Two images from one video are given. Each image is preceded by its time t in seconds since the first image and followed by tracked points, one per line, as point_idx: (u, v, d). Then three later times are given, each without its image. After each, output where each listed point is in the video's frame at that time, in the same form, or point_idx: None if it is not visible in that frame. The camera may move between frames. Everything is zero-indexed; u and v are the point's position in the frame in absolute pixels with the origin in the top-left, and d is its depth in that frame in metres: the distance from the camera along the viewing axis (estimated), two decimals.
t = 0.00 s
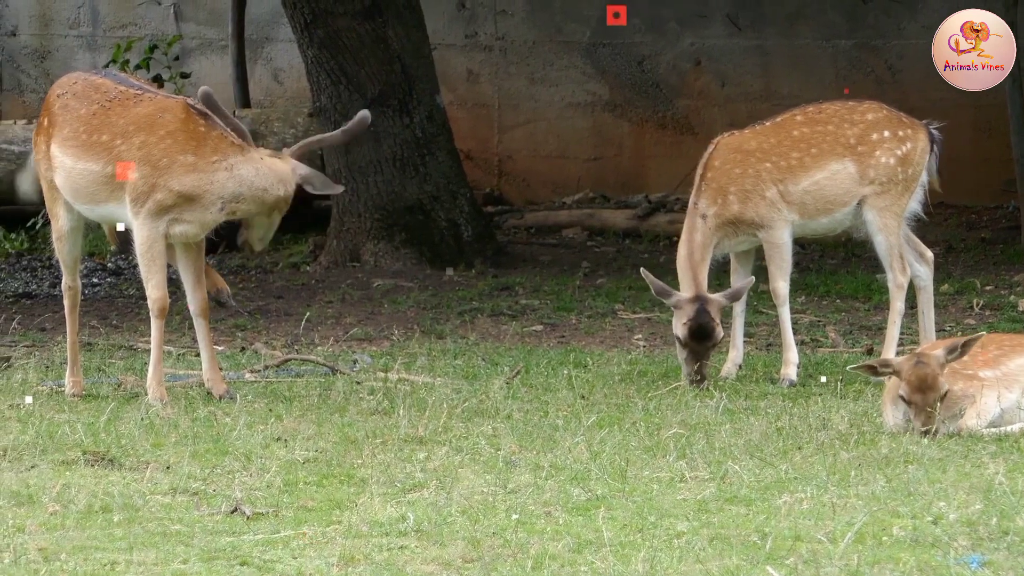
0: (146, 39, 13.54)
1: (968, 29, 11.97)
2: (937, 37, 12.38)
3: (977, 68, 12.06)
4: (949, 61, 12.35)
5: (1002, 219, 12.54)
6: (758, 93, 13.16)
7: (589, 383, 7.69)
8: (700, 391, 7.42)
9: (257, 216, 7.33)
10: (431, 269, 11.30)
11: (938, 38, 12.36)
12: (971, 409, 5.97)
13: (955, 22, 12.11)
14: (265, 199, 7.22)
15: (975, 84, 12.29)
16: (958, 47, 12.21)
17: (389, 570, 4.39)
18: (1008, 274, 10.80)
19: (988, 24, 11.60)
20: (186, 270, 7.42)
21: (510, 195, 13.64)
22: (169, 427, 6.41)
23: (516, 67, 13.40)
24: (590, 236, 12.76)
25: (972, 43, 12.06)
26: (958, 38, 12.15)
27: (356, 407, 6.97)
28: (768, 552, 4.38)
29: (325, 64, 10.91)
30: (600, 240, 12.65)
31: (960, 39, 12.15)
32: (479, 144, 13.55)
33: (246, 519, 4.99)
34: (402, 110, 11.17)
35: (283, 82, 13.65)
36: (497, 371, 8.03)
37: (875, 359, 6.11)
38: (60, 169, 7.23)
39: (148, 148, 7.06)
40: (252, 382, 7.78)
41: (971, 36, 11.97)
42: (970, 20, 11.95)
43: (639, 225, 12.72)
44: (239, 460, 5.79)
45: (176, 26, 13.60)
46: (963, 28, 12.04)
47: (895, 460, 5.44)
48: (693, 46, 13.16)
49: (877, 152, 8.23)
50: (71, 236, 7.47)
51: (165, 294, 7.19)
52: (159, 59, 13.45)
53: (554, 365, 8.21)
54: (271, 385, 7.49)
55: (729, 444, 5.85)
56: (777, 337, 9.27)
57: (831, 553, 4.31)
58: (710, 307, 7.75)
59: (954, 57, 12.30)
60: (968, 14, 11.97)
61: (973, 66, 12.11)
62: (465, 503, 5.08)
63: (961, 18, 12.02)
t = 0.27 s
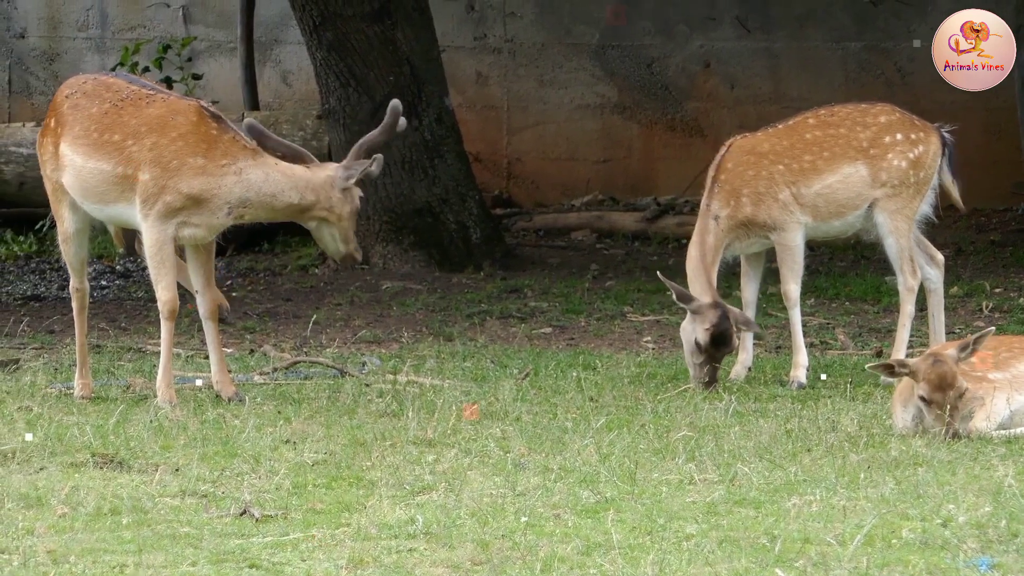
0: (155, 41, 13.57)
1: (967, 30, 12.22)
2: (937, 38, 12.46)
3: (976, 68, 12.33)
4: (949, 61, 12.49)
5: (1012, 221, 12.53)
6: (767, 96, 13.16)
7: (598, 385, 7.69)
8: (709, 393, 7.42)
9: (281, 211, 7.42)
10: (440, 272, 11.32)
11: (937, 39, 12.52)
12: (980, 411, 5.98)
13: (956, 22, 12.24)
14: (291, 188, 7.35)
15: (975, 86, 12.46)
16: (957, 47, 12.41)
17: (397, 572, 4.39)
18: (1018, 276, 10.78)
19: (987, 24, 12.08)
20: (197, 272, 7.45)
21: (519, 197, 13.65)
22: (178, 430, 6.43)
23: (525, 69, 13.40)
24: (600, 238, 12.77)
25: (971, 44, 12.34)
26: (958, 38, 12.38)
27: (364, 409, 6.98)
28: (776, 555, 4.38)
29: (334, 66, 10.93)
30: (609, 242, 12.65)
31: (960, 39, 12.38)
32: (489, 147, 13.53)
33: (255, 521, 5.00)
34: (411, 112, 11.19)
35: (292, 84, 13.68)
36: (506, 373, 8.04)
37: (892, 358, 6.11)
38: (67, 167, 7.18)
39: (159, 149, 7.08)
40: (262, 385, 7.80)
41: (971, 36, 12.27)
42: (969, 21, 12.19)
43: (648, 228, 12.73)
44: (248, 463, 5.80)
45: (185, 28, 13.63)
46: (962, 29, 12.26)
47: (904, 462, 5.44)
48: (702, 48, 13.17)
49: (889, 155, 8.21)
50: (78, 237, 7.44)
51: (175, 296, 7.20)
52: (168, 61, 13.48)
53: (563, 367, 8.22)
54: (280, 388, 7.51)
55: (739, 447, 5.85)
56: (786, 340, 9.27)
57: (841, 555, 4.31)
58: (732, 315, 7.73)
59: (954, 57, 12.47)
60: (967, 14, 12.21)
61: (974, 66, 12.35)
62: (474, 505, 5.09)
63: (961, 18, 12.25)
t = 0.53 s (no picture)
0: (162, 42, 13.60)
1: (967, 30, 12.63)
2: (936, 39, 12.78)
3: (976, 68, 12.68)
4: (949, 61, 12.78)
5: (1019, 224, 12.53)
6: (775, 97, 13.17)
7: (605, 387, 7.69)
8: (716, 396, 7.42)
9: (287, 226, 7.55)
10: (448, 274, 11.33)
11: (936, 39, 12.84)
12: (987, 413, 6.01)
13: (956, 22, 12.60)
14: (303, 204, 7.54)
15: (975, 86, 12.70)
16: (957, 47, 12.78)
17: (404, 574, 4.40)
18: None
19: (987, 24, 12.47)
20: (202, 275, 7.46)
21: (526, 199, 13.62)
22: (185, 432, 6.44)
23: (533, 70, 13.40)
24: (607, 240, 12.77)
25: (970, 44, 12.76)
26: (958, 38, 12.73)
27: (372, 411, 6.99)
28: (783, 557, 4.38)
29: (342, 68, 10.93)
30: (616, 245, 12.66)
31: (960, 39, 12.74)
32: (496, 148, 13.50)
33: (262, 523, 5.01)
34: (418, 114, 11.20)
35: (299, 86, 13.70)
36: (513, 375, 8.04)
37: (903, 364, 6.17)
38: (75, 170, 7.18)
39: (172, 152, 7.09)
40: (269, 387, 7.81)
41: (971, 37, 12.73)
42: (969, 21, 12.57)
43: (655, 230, 12.73)
44: (254, 465, 5.81)
45: (192, 29, 13.65)
46: (962, 29, 12.62)
47: (911, 464, 5.44)
48: (710, 50, 13.17)
49: (899, 157, 8.23)
50: (83, 240, 7.47)
51: (183, 297, 7.20)
52: (175, 62, 13.50)
53: (570, 369, 8.22)
54: (288, 390, 7.52)
55: (746, 449, 5.85)
56: (793, 342, 9.27)
57: (847, 558, 4.31)
58: (737, 313, 7.66)
59: (954, 58, 12.80)
60: (967, 15, 12.56)
61: (974, 66, 12.71)
62: (481, 508, 5.09)
63: (961, 18, 12.60)
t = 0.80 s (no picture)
0: (165, 44, 13.60)
1: (967, 30, 12.96)
2: (936, 38, 12.96)
3: (976, 69, 12.92)
4: (949, 61, 12.94)
5: None
6: (779, 100, 13.16)
7: (609, 390, 7.67)
8: (720, 398, 7.41)
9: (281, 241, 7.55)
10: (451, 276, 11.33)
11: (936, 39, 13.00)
12: (993, 415, 6.05)
13: (956, 22, 12.85)
14: (299, 222, 7.54)
15: (975, 86, 12.84)
16: (956, 48, 12.99)
17: None
18: None
19: (987, 24, 12.89)
20: (206, 277, 7.45)
21: (530, 201, 13.62)
22: (189, 434, 6.44)
23: (536, 73, 13.39)
24: (611, 242, 12.76)
25: (970, 45, 13.06)
26: (957, 38, 12.99)
27: (375, 414, 6.99)
28: (787, 560, 4.37)
29: (345, 70, 10.93)
30: (620, 247, 12.65)
31: (960, 39, 12.98)
32: (500, 150, 13.50)
33: (266, 526, 5.01)
34: (422, 116, 11.20)
35: (303, 88, 13.70)
36: (516, 378, 8.04)
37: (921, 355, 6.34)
38: (76, 171, 7.20)
39: (175, 155, 7.10)
40: (272, 389, 7.80)
41: (971, 37, 13.07)
42: (970, 21, 12.91)
43: (659, 232, 12.72)
44: (258, 467, 5.81)
45: (195, 31, 13.64)
46: (963, 28, 12.91)
47: (915, 467, 5.43)
48: (714, 52, 13.17)
49: (904, 159, 8.23)
50: (86, 245, 7.47)
51: (185, 300, 7.18)
52: (179, 64, 13.50)
53: (574, 371, 8.21)
54: (291, 392, 7.51)
55: (750, 451, 5.84)
56: (797, 344, 9.26)
57: (852, 560, 4.30)
58: (738, 315, 7.70)
59: (953, 58, 12.98)
60: (967, 15, 12.88)
61: (974, 66, 12.95)
62: (485, 510, 5.09)
63: (961, 18, 12.90)
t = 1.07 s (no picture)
0: (168, 46, 13.60)
1: (967, 30, 12.72)
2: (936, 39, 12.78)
3: (976, 69, 12.72)
4: (949, 61, 12.76)
5: None
6: (782, 102, 13.16)
7: (613, 392, 7.67)
8: (723, 400, 7.41)
9: (283, 248, 7.50)
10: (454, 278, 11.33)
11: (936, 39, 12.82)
12: (995, 417, 6.05)
13: (956, 23, 12.65)
14: (302, 230, 7.49)
15: (974, 86, 12.71)
16: (956, 48, 12.81)
17: None
18: None
19: (987, 24, 12.60)
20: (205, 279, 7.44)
21: (533, 203, 13.63)
22: (192, 436, 6.44)
23: (540, 74, 13.40)
24: (614, 244, 12.76)
25: (970, 44, 12.85)
26: (957, 38, 12.79)
27: (378, 415, 6.99)
28: (790, 562, 4.37)
29: (349, 72, 10.94)
30: (623, 249, 12.65)
31: (960, 39, 12.79)
32: (504, 153, 13.54)
33: (268, 528, 5.01)
34: (426, 118, 11.20)
35: (306, 89, 13.72)
36: (520, 380, 8.03)
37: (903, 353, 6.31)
38: (80, 170, 7.19)
39: (182, 156, 7.11)
40: (275, 390, 7.81)
41: (971, 36, 12.83)
42: (969, 22, 12.67)
43: (663, 234, 12.73)
44: (261, 469, 5.82)
45: (199, 32, 13.65)
46: (962, 29, 12.70)
47: (919, 469, 5.42)
48: (717, 54, 13.17)
49: (909, 162, 8.23)
50: (90, 250, 7.48)
51: (189, 303, 7.19)
52: (182, 66, 13.51)
53: (577, 373, 8.21)
54: (294, 394, 7.52)
55: (753, 453, 5.84)
56: (801, 346, 9.25)
57: (855, 562, 4.30)
58: (732, 319, 7.70)
59: (953, 58, 12.79)
60: (967, 15, 12.67)
61: (974, 66, 12.75)
62: (488, 512, 5.08)
63: (961, 18, 12.69)
